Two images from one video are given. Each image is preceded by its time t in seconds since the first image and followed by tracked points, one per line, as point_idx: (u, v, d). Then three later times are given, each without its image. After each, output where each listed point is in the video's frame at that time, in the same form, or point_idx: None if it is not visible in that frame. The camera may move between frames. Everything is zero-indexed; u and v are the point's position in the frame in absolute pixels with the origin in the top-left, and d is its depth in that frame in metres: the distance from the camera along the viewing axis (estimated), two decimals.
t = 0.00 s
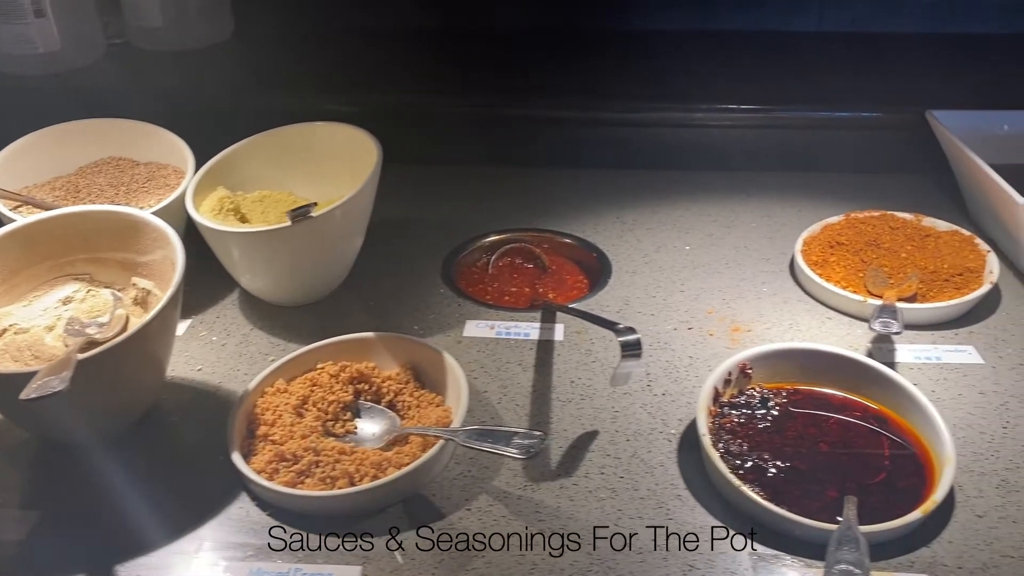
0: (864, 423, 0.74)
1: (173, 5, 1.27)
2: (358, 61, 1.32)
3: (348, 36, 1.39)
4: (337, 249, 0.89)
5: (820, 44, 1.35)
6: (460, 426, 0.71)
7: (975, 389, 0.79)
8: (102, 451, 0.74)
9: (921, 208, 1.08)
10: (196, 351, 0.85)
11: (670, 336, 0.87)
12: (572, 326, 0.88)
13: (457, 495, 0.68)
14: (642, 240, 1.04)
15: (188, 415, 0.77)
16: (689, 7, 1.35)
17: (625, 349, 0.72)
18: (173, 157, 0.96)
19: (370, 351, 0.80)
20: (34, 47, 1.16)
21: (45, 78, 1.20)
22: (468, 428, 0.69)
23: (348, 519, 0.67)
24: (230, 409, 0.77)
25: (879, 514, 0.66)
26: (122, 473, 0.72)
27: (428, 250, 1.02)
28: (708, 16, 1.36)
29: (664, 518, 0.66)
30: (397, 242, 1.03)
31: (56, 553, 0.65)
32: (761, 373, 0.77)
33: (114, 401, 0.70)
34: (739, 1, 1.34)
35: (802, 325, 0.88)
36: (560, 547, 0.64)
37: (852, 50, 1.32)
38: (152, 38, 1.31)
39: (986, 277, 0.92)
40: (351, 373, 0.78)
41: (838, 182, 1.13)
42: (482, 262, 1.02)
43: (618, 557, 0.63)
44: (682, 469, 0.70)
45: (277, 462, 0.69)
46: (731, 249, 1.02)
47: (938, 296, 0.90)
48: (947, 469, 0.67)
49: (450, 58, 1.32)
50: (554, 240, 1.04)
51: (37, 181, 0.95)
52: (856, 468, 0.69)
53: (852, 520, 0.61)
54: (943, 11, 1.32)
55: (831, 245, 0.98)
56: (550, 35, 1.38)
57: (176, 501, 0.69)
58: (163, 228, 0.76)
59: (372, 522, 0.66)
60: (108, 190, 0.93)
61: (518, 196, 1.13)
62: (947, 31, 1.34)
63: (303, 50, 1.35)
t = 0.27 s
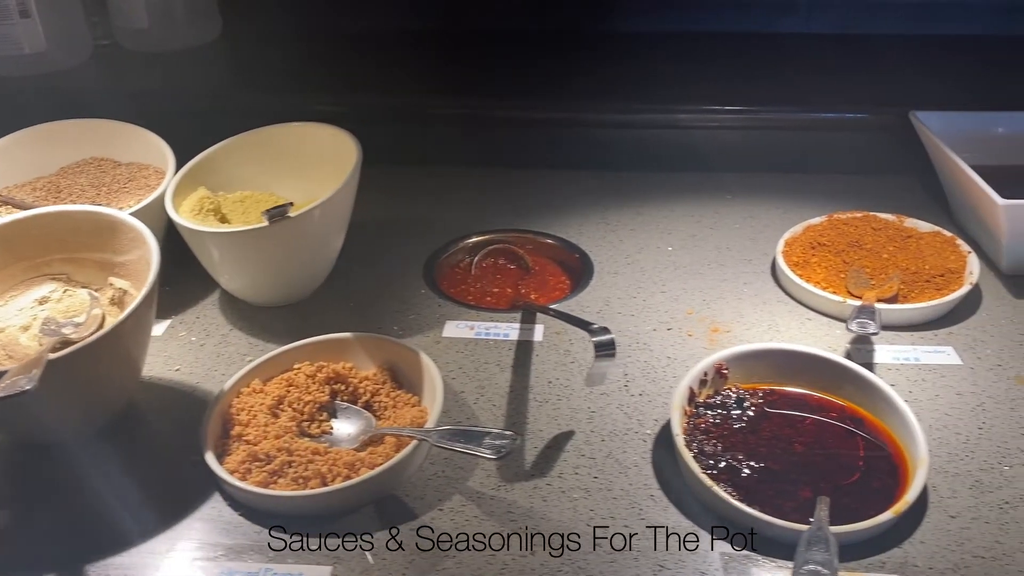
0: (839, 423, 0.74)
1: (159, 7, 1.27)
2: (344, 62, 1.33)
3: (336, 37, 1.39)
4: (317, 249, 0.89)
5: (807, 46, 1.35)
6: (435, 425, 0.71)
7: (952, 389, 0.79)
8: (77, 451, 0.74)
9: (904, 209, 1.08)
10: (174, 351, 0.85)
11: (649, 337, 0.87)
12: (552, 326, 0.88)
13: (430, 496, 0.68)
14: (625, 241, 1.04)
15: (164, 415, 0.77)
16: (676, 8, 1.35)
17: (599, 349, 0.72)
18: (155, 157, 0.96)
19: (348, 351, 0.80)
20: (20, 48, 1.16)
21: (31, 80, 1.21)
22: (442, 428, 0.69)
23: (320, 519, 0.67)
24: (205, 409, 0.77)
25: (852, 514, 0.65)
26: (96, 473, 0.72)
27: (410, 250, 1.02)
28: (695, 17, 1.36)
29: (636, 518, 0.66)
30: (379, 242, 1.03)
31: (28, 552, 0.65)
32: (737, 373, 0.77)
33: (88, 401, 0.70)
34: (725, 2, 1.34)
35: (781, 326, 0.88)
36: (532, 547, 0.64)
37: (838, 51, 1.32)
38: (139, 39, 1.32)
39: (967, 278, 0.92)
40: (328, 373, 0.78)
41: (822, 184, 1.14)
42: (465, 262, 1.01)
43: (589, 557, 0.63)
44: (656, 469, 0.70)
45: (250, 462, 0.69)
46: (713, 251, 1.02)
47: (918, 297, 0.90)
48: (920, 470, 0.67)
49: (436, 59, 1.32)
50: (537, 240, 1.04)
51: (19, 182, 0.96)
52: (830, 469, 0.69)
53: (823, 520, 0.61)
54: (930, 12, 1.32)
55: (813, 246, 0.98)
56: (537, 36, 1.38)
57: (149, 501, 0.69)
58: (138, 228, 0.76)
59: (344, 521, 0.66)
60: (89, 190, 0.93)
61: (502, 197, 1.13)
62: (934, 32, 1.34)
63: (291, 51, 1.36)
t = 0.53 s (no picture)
0: (816, 424, 0.74)
1: (147, 8, 1.28)
2: (333, 64, 1.33)
3: (324, 39, 1.39)
4: (299, 249, 0.89)
5: (796, 47, 1.35)
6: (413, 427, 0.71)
7: (931, 390, 0.79)
8: (54, 451, 0.74)
9: (888, 211, 1.08)
10: (155, 352, 0.85)
11: (630, 337, 0.87)
12: (533, 327, 0.88)
13: (406, 496, 0.68)
14: (609, 243, 1.04)
15: (143, 415, 0.78)
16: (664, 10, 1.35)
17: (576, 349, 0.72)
18: (138, 159, 0.96)
19: (327, 352, 0.80)
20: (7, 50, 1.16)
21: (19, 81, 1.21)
22: (418, 429, 0.69)
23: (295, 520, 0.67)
24: (183, 409, 0.77)
25: (826, 515, 0.66)
26: (73, 473, 0.72)
27: (394, 251, 1.02)
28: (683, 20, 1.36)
29: (611, 518, 0.66)
30: (364, 243, 1.03)
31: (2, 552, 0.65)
32: (715, 374, 0.78)
33: (64, 401, 0.70)
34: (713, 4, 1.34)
35: (762, 327, 0.88)
36: (506, 547, 0.64)
37: (825, 53, 1.32)
38: (127, 41, 1.32)
39: (948, 279, 0.92)
40: (307, 374, 0.78)
41: (807, 185, 1.14)
42: (449, 264, 1.01)
43: (562, 558, 0.63)
44: (633, 470, 0.70)
45: (226, 462, 0.69)
46: (697, 252, 1.02)
47: (900, 298, 0.90)
48: (894, 471, 0.67)
49: (424, 61, 1.32)
50: (521, 242, 1.04)
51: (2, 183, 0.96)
52: (806, 469, 0.69)
53: (796, 520, 0.60)
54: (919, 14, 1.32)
55: (796, 247, 0.98)
56: (526, 38, 1.39)
57: (124, 501, 0.69)
58: (118, 230, 0.76)
59: (319, 522, 0.66)
60: (72, 191, 0.93)
61: (488, 199, 1.13)
62: (923, 34, 1.34)
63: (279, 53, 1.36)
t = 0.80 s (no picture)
0: (797, 425, 0.74)
1: (137, 11, 1.28)
2: (323, 67, 1.33)
3: (315, 41, 1.40)
4: (284, 251, 0.89)
5: (785, 50, 1.35)
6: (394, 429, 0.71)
7: (912, 391, 0.79)
8: (35, 452, 0.74)
9: (875, 213, 1.08)
10: (140, 353, 0.86)
11: (614, 339, 0.88)
12: (517, 329, 0.88)
13: (385, 497, 0.68)
14: (595, 244, 1.05)
15: (126, 417, 0.78)
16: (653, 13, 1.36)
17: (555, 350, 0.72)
18: (125, 161, 0.97)
19: (311, 354, 0.80)
20: None
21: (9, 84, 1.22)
22: (398, 430, 0.69)
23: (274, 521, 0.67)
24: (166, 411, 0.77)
25: (804, 516, 0.66)
26: (54, 474, 0.72)
27: (381, 253, 1.02)
28: (673, 22, 1.37)
29: (590, 519, 0.66)
30: (351, 245, 1.04)
31: None
32: (696, 376, 0.78)
33: (45, 402, 0.70)
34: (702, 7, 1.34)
35: (745, 329, 0.88)
36: (484, 548, 0.64)
37: (814, 56, 1.33)
38: (118, 44, 1.32)
39: (932, 281, 0.92)
40: (289, 376, 0.78)
41: (794, 188, 1.14)
42: (436, 265, 1.01)
43: (540, 559, 0.63)
44: (613, 471, 0.71)
45: (206, 463, 0.69)
46: (682, 254, 1.02)
47: (883, 300, 0.90)
48: (873, 472, 0.67)
49: (414, 64, 1.33)
50: (507, 244, 1.04)
51: None
52: (785, 471, 0.69)
53: (773, 522, 0.62)
54: (908, 16, 1.32)
55: (781, 249, 0.98)
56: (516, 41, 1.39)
57: (105, 502, 0.69)
58: (100, 232, 0.76)
59: (299, 522, 0.66)
60: (59, 193, 0.94)
61: (476, 201, 1.14)
62: (912, 36, 1.34)
63: (270, 56, 1.36)
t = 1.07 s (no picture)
0: (779, 426, 0.74)
1: (128, 13, 1.28)
2: (314, 69, 1.34)
3: (307, 43, 1.40)
4: (270, 253, 0.89)
5: (776, 51, 1.35)
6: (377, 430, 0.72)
7: (895, 393, 0.80)
8: (19, 453, 0.74)
9: (864, 214, 1.08)
10: (125, 354, 0.86)
11: (599, 340, 0.88)
12: (503, 330, 0.88)
13: (366, 499, 0.68)
14: (583, 246, 1.05)
15: (109, 418, 0.78)
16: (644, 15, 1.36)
17: (538, 351, 0.72)
18: (113, 163, 0.97)
19: (295, 355, 0.81)
20: None
21: None
22: (380, 431, 0.69)
23: (256, 522, 0.67)
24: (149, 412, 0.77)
25: (784, 517, 0.66)
26: (36, 475, 0.72)
27: (368, 255, 1.02)
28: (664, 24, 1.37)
29: (570, 521, 0.66)
30: (339, 247, 1.04)
31: None
32: (679, 377, 0.78)
33: (28, 404, 0.71)
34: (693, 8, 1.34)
35: (730, 331, 0.88)
36: (464, 550, 0.64)
37: (804, 58, 1.33)
38: (109, 46, 1.33)
39: (918, 282, 0.92)
40: (273, 377, 0.78)
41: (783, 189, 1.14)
42: (424, 267, 1.01)
43: (519, 560, 0.63)
44: (595, 473, 0.71)
45: (188, 464, 0.69)
46: (670, 256, 1.02)
47: (869, 301, 0.90)
48: (853, 473, 0.67)
49: (405, 66, 1.33)
50: (495, 245, 1.04)
51: None
52: (767, 472, 0.70)
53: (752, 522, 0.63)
54: (898, 18, 1.32)
55: (767, 251, 0.98)
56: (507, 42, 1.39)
57: (86, 503, 0.69)
58: (84, 233, 0.76)
59: (279, 524, 0.66)
60: (46, 195, 0.94)
61: (465, 202, 1.14)
62: (903, 38, 1.34)
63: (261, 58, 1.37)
